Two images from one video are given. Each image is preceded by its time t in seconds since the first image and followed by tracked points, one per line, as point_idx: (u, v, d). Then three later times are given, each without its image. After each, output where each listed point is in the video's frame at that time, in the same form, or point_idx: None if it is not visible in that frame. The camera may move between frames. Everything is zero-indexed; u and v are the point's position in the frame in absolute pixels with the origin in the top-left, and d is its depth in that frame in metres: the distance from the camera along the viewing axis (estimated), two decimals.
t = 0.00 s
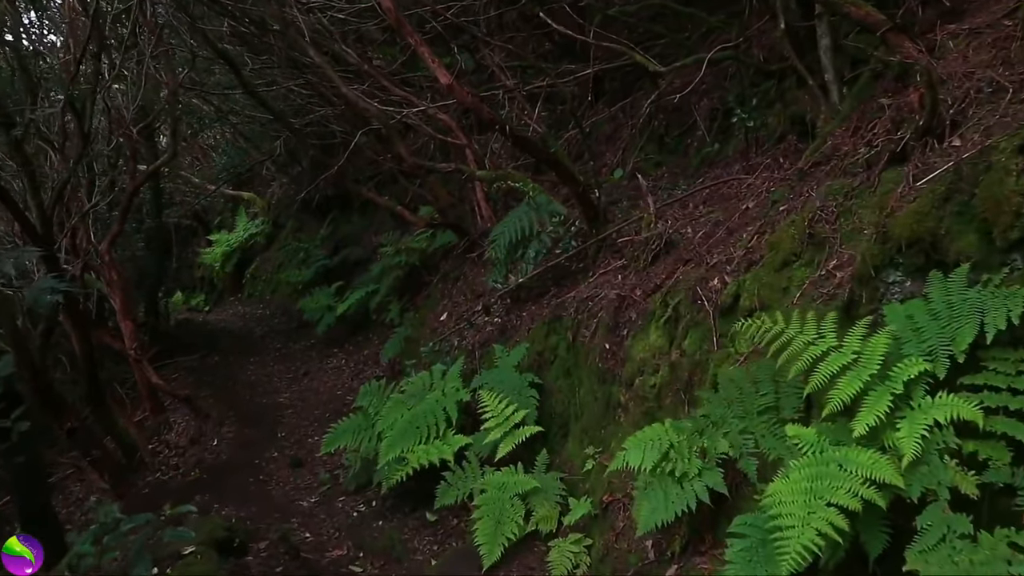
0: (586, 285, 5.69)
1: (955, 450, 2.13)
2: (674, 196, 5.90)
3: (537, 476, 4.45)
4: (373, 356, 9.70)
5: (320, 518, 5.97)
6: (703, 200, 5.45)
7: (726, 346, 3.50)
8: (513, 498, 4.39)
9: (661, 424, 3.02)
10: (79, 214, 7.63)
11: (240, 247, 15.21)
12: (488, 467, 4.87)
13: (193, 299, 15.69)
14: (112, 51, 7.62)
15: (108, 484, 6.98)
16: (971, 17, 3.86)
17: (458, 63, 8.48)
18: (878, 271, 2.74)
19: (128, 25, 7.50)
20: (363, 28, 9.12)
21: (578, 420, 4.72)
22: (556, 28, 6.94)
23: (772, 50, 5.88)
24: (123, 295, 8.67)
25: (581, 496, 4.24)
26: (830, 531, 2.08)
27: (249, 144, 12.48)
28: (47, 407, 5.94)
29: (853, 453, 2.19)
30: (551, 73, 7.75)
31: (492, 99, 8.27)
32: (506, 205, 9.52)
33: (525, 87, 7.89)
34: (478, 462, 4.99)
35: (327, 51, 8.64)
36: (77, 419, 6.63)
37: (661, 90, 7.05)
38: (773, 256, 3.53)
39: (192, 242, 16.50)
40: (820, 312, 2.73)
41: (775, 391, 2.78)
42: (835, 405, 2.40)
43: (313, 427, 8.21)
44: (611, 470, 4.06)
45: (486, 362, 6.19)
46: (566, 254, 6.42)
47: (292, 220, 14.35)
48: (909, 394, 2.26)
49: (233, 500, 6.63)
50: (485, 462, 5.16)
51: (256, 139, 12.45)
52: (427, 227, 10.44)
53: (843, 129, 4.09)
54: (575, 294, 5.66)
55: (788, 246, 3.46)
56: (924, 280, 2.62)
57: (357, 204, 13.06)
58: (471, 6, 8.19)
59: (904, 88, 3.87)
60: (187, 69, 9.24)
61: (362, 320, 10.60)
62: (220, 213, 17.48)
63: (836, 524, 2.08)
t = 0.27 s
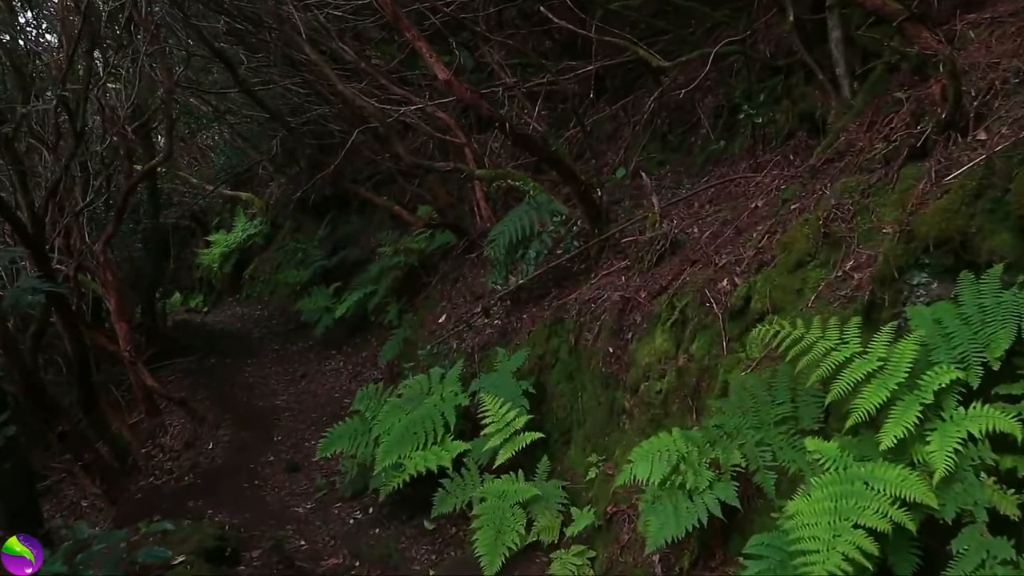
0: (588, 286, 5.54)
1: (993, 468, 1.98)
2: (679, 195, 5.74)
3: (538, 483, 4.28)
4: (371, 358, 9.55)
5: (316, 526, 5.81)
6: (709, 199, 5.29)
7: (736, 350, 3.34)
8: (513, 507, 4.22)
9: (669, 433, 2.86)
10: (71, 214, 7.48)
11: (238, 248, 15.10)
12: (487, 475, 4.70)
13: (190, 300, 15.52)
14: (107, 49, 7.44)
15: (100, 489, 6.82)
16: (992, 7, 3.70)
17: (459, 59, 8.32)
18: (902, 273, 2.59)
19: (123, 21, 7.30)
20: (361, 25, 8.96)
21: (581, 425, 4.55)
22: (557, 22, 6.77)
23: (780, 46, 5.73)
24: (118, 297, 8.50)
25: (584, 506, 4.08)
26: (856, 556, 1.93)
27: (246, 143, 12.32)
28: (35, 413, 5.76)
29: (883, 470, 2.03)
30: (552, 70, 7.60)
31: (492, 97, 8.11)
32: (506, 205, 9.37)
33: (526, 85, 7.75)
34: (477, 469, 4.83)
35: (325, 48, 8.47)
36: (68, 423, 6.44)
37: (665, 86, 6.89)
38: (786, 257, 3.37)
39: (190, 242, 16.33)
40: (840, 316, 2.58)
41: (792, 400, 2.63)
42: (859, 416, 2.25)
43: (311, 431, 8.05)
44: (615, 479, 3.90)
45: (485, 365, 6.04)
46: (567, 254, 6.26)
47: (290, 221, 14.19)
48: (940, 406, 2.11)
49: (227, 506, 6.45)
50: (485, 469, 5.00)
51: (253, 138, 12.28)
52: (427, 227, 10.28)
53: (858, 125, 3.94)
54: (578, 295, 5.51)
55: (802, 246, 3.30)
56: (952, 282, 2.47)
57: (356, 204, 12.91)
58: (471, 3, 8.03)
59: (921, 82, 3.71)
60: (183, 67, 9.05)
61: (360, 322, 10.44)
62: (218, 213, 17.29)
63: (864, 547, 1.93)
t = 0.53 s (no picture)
0: (591, 287, 5.39)
1: None
2: (683, 194, 5.59)
3: (539, 492, 4.13)
4: (369, 361, 9.40)
5: (311, 534, 5.65)
6: (716, 198, 5.15)
7: (745, 355, 3.20)
8: (512, 515, 4.04)
9: (677, 442, 2.71)
10: (61, 215, 7.32)
11: (236, 248, 14.81)
12: (486, 482, 4.55)
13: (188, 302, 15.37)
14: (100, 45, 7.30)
15: (90, 494, 6.67)
16: None
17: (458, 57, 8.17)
18: (926, 274, 2.45)
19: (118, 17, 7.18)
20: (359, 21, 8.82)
21: (583, 431, 4.40)
22: (557, 18, 6.62)
23: (788, 42, 5.58)
24: (111, 298, 8.35)
25: (586, 516, 3.92)
26: None
27: (244, 143, 12.18)
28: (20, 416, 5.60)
29: (912, 487, 1.89)
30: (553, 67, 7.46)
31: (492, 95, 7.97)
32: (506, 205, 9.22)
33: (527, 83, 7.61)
34: (476, 476, 4.67)
35: (321, 44, 8.31)
36: (57, 427, 6.29)
37: (669, 84, 6.75)
38: (800, 257, 3.22)
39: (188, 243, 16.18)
40: (860, 319, 2.43)
41: (809, 409, 2.47)
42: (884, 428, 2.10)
43: (308, 435, 7.90)
44: (619, 488, 3.75)
45: (485, 369, 5.89)
46: (569, 255, 6.10)
47: (289, 222, 14.05)
48: (973, 417, 1.97)
49: (220, 511, 6.29)
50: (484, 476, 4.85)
51: (251, 138, 12.13)
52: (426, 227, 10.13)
53: (872, 122, 3.80)
54: (580, 297, 5.36)
55: (816, 246, 3.16)
56: (981, 284, 2.32)
57: (355, 204, 12.76)
58: None
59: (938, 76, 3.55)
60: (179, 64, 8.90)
61: (359, 324, 10.29)
62: (218, 214, 17.15)
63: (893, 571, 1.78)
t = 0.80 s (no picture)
0: (593, 289, 5.27)
1: None
2: (687, 193, 5.47)
3: (540, 500, 4.00)
4: (368, 363, 9.27)
5: (307, 540, 5.52)
6: (721, 198, 5.02)
7: (753, 359, 3.08)
8: (512, 523, 3.90)
9: (684, 451, 2.59)
10: (52, 214, 7.20)
11: (235, 248, 14.34)
12: (485, 489, 4.41)
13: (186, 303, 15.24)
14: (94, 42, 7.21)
15: (82, 499, 6.54)
16: None
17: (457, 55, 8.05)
18: (948, 275, 2.35)
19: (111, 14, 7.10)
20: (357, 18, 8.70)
21: (585, 437, 4.28)
22: (558, 14, 6.50)
23: (793, 39, 5.46)
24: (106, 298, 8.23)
25: (589, 525, 3.79)
26: None
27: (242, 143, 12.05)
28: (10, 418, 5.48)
29: (939, 501, 1.78)
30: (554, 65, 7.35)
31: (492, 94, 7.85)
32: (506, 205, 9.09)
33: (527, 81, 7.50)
34: (474, 482, 4.55)
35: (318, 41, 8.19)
36: (48, 430, 6.16)
37: (672, 82, 6.63)
38: (811, 257, 3.10)
39: (187, 244, 16.06)
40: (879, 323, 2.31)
41: (825, 418, 2.36)
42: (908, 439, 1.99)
43: (305, 438, 7.77)
44: (622, 497, 3.62)
45: (485, 372, 5.76)
46: (570, 255, 5.97)
47: (287, 222, 13.92)
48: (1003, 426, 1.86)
49: (214, 517, 6.15)
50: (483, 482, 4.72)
51: (249, 138, 12.02)
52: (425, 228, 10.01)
53: (884, 117, 3.68)
54: (582, 298, 5.24)
55: (828, 246, 3.04)
56: (1007, 285, 2.21)
57: (353, 205, 12.63)
58: None
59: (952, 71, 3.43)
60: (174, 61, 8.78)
61: (358, 325, 10.16)
62: (216, 215, 17.03)
63: None
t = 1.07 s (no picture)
0: (595, 291, 5.13)
1: None
2: (691, 193, 5.33)
3: (540, 509, 3.85)
4: (366, 365, 9.13)
5: (302, 548, 5.38)
6: (726, 198, 4.88)
7: (765, 364, 2.94)
8: (511, 534, 3.74)
9: (694, 462, 2.45)
10: (41, 213, 7.04)
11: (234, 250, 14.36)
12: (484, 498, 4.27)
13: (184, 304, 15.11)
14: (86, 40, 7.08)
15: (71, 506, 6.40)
16: None
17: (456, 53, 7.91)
18: (977, 277, 2.21)
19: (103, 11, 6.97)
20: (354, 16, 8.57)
21: (587, 444, 4.13)
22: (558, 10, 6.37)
23: (800, 34, 5.31)
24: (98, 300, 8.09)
25: (591, 536, 3.64)
26: None
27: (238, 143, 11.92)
28: None
29: (978, 525, 1.64)
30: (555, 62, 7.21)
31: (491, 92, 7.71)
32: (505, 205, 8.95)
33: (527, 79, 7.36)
34: (473, 490, 4.40)
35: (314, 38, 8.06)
36: (36, 436, 6.03)
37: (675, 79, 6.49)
38: (825, 259, 2.96)
39: (185, 245, 15.93)
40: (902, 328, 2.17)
41: (846, 429, 2.22)
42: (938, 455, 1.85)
43: (301, 443, 7.62)
44: (626, 507, 3.48)
45: (484, 376, 5.62)
46: (571, 256, 5.83)
47: (285, 223, 13.78)
48: None
49: (206, 524, 6.01)
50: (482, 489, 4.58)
51: (245, 138, 11.89)
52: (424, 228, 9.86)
53: (899, 113, 3.54)
54: (584, 300, 5.10)
55: (843, 246, 2.91)
56: None
57: (352, 205, 12.48)
58: None
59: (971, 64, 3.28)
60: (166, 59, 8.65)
61: (355, 327, 10.02)
62: (215, 216, 16.90)
63: None
